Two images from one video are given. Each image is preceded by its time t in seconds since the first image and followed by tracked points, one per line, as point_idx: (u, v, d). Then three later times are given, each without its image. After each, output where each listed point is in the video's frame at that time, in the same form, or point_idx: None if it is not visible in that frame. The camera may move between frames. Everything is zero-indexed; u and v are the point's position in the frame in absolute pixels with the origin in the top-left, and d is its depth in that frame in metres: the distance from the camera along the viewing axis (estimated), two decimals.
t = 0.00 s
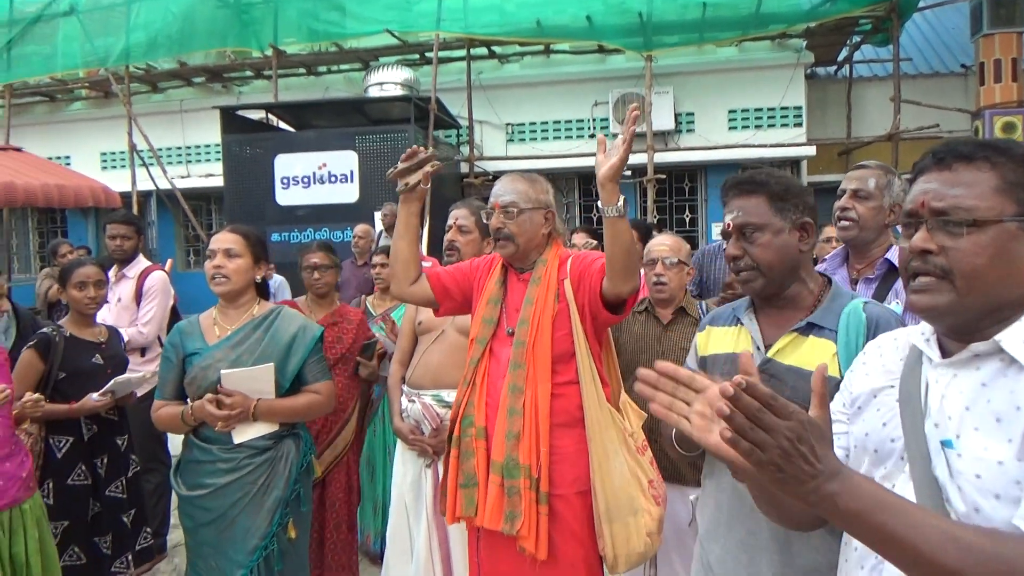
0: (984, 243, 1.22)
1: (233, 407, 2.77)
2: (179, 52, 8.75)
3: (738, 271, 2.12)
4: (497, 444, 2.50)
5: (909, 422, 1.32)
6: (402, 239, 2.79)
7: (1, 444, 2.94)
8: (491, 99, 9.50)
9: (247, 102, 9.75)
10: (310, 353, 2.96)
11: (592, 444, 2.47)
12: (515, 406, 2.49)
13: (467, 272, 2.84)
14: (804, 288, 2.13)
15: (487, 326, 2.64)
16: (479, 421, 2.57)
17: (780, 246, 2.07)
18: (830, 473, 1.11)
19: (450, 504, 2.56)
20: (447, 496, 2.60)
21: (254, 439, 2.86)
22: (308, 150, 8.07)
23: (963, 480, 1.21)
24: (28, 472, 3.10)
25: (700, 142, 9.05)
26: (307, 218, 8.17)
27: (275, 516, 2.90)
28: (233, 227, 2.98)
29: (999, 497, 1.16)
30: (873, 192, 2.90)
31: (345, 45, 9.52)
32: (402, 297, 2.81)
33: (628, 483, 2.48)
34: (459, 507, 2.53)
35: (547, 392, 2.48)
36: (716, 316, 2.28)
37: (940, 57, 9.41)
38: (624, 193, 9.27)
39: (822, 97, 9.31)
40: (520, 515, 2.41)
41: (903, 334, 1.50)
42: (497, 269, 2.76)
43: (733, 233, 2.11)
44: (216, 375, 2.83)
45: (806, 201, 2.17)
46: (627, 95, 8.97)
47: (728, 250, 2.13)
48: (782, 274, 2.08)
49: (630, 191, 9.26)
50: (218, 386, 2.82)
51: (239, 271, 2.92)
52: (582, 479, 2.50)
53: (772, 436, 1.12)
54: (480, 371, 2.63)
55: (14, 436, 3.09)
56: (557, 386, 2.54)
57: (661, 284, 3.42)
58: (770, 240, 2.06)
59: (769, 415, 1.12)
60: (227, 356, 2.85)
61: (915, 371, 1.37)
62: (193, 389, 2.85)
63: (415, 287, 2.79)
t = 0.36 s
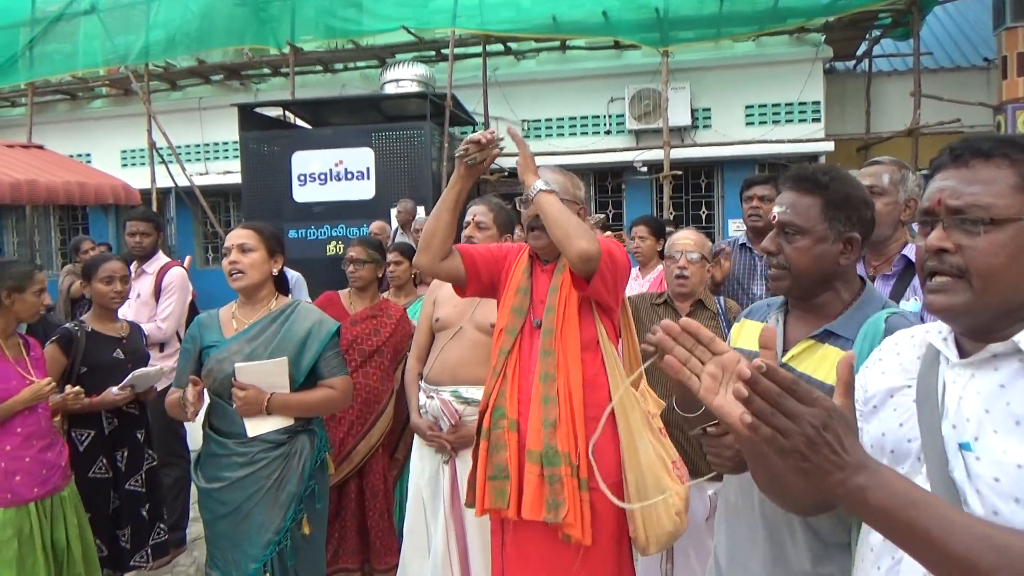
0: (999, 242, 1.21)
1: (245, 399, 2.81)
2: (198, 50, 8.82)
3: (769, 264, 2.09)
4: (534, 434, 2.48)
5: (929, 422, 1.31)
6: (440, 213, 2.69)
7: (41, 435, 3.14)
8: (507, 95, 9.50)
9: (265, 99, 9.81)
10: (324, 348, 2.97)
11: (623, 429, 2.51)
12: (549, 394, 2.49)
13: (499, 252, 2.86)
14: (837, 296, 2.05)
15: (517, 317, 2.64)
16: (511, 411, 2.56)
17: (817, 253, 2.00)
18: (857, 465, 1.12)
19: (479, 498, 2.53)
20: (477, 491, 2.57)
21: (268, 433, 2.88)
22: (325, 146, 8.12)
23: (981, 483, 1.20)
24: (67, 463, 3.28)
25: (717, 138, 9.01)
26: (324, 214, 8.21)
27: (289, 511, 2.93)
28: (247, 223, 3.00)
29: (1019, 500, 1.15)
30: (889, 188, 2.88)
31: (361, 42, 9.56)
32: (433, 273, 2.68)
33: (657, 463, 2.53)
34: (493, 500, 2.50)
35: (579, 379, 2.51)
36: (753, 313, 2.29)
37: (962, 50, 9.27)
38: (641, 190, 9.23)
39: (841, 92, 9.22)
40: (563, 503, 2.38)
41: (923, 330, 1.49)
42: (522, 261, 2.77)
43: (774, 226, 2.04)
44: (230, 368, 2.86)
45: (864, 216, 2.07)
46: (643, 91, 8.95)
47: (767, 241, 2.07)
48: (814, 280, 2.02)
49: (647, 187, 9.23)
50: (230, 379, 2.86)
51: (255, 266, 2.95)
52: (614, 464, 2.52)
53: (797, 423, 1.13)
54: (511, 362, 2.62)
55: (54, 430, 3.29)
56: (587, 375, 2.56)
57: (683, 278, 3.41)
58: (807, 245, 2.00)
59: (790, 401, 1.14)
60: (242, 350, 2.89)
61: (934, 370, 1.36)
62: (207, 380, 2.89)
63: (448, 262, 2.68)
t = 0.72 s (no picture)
0: (1005, 245, 1.21)
1: (256, 394, 2.82)
2: (212, 49, 8.87)
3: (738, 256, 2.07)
4: (550, 442, 2.49)
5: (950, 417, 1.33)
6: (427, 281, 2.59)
7: (64, 430, 3.18)
8: (519, 93, 9.49)
9: (278, 97, 9.86)
10: (335, 346, 2.98)
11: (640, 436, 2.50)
12: (566, 401, 2.49)
13: (502, 271, 2.86)
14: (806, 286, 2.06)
15: (530, 322, 2.64)
16: (529, 418, 2.58)
17: (783, 238, 1.98)
18: (934, 384, 1.20)
19: (502, 503, 2.57)
20: (498, 495, 2.60)
21: (276, 430, 2.90)
22: (338, 145, 8.15)
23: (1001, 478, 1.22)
24: (89, 458, 3.32)
25: (730, 136, 8.96)
26: (336, 212, 8.23)
27: (298, 507, 2.93)
28: (260, 222, 3.01)
29: None
30: (907, 186, 2.85)
31: (373, 41, 9.58)
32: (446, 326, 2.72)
33: (674, 469, 2.54)
34: (514, 506, 2.54)
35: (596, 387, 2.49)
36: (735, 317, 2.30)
37: (979, 47, 9.18)
38: (653, 187, 9.20)
39: (855, 89, 9.15)
40: (580, 510, 2.41)
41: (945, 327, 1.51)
42: (534, 263, 2.76)
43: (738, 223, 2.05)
44: (241, 364, 2.90)
45: (821, 200, 2.06)
46: (656, 88, 8.91)
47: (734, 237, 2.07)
48: (780, 268, 2.00)
49: (659, 184, 9.19)
50: (240, 374, 2.89)
51: (267, 264, 2.96)
52: (632, 470, 2.52)
53: (900, 329, 1.18)
54: (526, 369, 2.63)
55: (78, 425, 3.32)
56: (604, 380, 2.55)
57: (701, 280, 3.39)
58: (772, 232, 1.98)
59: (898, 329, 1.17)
60: (254, 347, 2.91)
61: (956, 366, 1.39)
62: (222, 377, 2.94)
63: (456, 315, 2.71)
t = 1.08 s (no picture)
0: None
1: (269, 392, 2.84)
2: (220, 47, 8.89)
3: (744, 252, 2.02)
4: (548, 441, 2.50)
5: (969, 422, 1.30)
6: (442, 280, 2.68)
7: (70, 428, 3.21)
8: (527, 91, 9.49)
9: (287, 95, 9.89)
10: (344, 345, 2.99)
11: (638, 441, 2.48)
12: (565, 401, 2.49)
13: (510, 275, 2.89)
14: (806, 282, 2.00)
15: (533, 322, 2.65)
16: (527, 417, 2.59)
17: (796, 237, 1.96)
18: (892, 524, 1.10)
19: (496, 501, 2.60)
20: (494, 493, 2.63)
21: (287, 428, 2.91)
22: (346, 143, 8.16)
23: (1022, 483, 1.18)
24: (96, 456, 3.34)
25: (738, 134, 8.95)
26: (344, 210, 8.26)
27: (306, 505, 2.94)
28: (270, 219, 3.02)
29: None
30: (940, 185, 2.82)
31: (382, 39, 9.60)
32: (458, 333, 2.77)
33: (672, 477, 2.50)
34: (508, 504, 2.56)
35: (597, 389, 2.48)
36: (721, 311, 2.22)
37: (990, 45, 9.13)
38: (661, 186, 9.20)
39: (865, 87, 9.12)
40: (572, 511, 2.41)
41: (971, 334, 1.48)
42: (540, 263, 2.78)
43: (749, 216, 1.99)
44: (251, 362, 2.92)
45: (830, 203, 2.06)
46: (664, 86, 8.90)
47: (740, 229, 2.02)
48: (790, 265, 1.97)
49: (667, 183, 9.19)
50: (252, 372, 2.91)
51: (278, 261, 2.97)
52: (628, 474, 2.50)
53: (822, 493, 1.10)
54: (527, 368, 2.64)
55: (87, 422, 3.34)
56: (605, 383, 2.54)
57: (716, 279, 3.38)
58: (787, 228, 1.95)
59: (813, 474, 1.10)
60: (263, 345, 2.93)
61: (981, 369, 1.36)
62: (232, 375, 2.95)
63: (468, 320, 2.76)
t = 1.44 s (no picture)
0: None
1: (264, 387, 2.83)
2: (218, 42, 8.86)
3: (742, 242, 2.00)
4: (536, 436, 2.50)
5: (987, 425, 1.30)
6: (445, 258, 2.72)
7: (59, 425, 3.21)
8: (525, 90, 9.49)
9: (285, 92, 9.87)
10: (341, 340, 2.99)
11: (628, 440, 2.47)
12: (554, 397, 2.48)
13: (506, 264, 2.89)
14: (798, 280, 2.00)
15: (525, 317, 2.65)
16: (516, 411, 2.58)
17: (797, 234, 1.96)
18: (901, 551, 1.17)
19: (486, 494, 2.59)
20: (483, 486, 2.62)
21: (284, 424, 2.91)
22: (343, 139, 8.14)
23: None
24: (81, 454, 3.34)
25: (736, 133, 8.95)
26: (341, 207, 8.26)
27: (303, 500, 2.94)
28: (269, 215, 3.01)
29: None
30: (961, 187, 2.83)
31: (381, 36, 9.58)
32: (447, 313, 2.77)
33: (661, 475, 2.51)
34: (497, 497, 2.55)
35: (586, 385, 2.47)
36: (707, 307, 2.19)
37: (988, 46, 9.14)
38: (659, 185, 9.20)
39: (863, 87, 9.12)
40: (559, 507, 2.40)
41: (990, 333, 1.49)
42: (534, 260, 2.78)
43: (753, 207, 1.97)
44: (247, 355, 2.91)
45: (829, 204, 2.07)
46: (662, 85, 8.90)
47: (740, 222, 2.00)
48: (789, 260, 1.97)
49: (665, 182, 9.19)
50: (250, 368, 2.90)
51: (276, 256, 2.96)
52: (617, 471, 2.50)
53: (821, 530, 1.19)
54: (518, 363, 2.64)
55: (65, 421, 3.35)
56: (594, 379, 2.53)
57: (725, 278, 3.37)
58: (789, 224, 1.94)
59: (809, 513, 1.18)
60: (261, 338, 2.91)
61: (999, 372, 1.35)
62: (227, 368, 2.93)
63: (461, 302, 2.76)
